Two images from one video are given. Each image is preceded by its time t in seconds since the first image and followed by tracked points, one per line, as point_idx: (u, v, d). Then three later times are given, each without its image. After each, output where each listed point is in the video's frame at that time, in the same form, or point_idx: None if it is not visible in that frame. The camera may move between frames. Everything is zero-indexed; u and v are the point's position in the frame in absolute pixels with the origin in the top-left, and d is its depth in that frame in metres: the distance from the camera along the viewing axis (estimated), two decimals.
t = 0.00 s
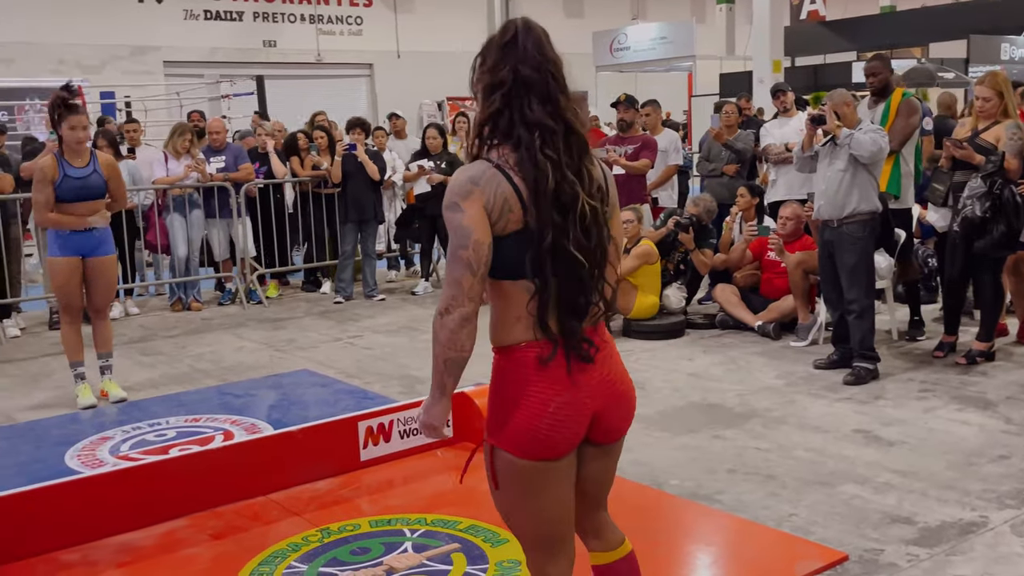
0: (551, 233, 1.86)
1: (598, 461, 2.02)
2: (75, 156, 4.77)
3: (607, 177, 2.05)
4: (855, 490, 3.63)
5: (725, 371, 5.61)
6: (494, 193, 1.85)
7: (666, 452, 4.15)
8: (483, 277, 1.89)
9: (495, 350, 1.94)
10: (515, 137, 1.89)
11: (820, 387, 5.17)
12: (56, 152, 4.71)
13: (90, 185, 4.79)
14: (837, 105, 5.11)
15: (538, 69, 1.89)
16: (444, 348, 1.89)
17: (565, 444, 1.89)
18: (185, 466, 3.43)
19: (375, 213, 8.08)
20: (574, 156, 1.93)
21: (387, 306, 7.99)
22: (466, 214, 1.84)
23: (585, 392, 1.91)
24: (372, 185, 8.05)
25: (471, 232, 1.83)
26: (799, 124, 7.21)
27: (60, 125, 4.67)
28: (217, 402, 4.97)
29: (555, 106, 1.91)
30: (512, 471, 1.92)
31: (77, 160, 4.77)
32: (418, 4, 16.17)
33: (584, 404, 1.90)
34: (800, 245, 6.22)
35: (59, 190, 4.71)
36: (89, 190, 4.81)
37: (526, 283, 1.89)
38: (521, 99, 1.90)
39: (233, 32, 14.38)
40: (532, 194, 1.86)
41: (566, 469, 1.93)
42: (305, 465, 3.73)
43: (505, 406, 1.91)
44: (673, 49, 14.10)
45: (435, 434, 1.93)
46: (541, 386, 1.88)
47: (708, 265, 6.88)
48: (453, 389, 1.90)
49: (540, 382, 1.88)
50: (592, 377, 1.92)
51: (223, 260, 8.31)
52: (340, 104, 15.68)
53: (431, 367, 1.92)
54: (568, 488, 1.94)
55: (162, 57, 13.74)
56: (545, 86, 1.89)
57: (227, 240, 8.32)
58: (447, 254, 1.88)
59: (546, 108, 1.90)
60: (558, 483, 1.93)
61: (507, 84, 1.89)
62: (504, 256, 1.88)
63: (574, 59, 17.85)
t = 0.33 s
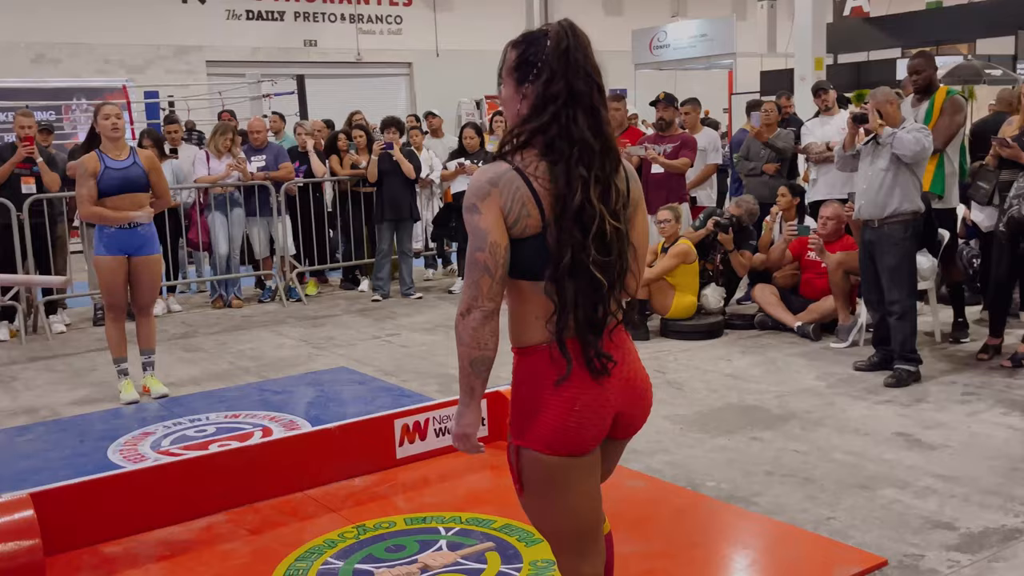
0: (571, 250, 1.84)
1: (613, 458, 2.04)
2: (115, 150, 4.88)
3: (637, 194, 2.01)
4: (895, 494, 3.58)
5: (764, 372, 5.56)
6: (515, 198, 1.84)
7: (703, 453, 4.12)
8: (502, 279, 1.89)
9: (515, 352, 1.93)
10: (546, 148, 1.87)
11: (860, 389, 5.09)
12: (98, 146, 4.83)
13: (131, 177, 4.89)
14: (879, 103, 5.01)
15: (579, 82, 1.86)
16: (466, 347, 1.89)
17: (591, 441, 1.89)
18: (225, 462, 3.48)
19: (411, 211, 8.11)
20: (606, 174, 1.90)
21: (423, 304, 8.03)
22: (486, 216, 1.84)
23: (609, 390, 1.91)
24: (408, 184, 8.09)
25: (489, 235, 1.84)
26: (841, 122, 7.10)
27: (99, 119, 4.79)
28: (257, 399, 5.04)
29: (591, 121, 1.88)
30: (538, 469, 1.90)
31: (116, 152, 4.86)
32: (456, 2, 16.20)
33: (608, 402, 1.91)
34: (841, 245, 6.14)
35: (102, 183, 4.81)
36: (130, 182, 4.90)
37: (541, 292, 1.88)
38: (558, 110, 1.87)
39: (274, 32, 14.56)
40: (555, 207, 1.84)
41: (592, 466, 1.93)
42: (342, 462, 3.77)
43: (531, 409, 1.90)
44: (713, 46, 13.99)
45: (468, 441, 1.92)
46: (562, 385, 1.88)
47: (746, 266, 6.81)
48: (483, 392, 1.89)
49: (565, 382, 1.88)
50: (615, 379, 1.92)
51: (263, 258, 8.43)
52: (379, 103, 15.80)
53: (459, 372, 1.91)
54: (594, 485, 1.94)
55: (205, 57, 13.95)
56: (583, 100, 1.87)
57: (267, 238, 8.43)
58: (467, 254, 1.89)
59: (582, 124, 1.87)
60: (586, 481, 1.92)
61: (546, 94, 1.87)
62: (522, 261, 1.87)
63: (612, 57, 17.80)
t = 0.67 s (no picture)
0: (574, 245, 1.92)
1: (620, 452, 2.11)
2: (149, 150, 4.94)
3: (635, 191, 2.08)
4: (925, 499, 3.52)
5: (793, 373, 5.50)
6: (518, 194, 1.94)
7: (730, 456, 4.09)
8: (509, 272, 1.98)
9: (524, 350, 2.02)
10: (547, 150, 1.96)
11: (891, 391, 5.03)
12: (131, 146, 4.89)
13: (163, 176, 4.96)
14: (913, 102, 4.93)
15: (574, 86, 1.94)
16: (476, 338, 1.99)
17: (599, 435, 1.97)
18: (253, 461, 3.52)
19: (437, 211, 8.14)
20: (600, 172, 1.97)
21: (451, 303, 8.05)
22: (491, 212, 1.94)
23: (617, 388, 1.98)
24: (435, 184, 8.12)
25: (494, 230, 1.94)
26: (873, 121, 7.01)
27: (135, 119, 4.85)
28: (286, 397, 5.08)
29: (588, 123, 1.96)
30: (549, 463, 1.97)
31: (150, 152, 4.93)
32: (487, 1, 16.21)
33: (615, 400, 1.97)
34: (872, 246, 6.06)
35: (134, 182, 4.89)
36: (162, 181, 4.96)
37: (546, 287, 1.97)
38: (556, 113, 1.95)
39: (306, 32, 14.66)
40: (555, 205, 1.93)
41: (600, 461, 2.00)
42: (368, 461, 3.78)
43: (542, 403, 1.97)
44: (745, 44, 13.89)
45: (484, 427, 2.02)
46: (570, 380, 1.94)
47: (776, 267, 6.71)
48: (493, 382, 1.99)
49: (575, 381, 1.95)
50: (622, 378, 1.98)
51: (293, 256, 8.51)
52: (409, 102, 15.87)
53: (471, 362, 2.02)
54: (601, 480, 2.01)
55: (237, 57, 14.10)
56: (580, 104, 1.95)
57: (297, 237, 8.50)
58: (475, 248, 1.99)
59: (579, 125, 1.95)
60: (595, 476, 1.99)
61: (542, 99, 1.96)
62: (527, 256, 1.97)
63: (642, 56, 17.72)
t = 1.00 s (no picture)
0: (552, 231, 2.06)
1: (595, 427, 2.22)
2: (170, 149, 4.99)
3: (619, 192, 2.22)
4: (945, 503, 3.49)
5: (813, 375, 5.47)
6: (510, 181, 2.08)
7: (748, 458, 4.07)
8: (495, 251, 2.13)
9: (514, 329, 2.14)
10: (537, 144, 2.10)
11: (913, 394, 4.98)
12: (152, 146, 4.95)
13: (183, 176, 5.00)
14: (936, 101, 4.87)
15: (565, 89, 2.09)
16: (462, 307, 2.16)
17: (579, 410, 2.07)
18: (272, 459, 3.55)
19: (455, 211, 8.17)
20: (584, 167, 2.10)
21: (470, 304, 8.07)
22: (482, 195, 2.08)
23: (597, 364, 2.09)
24: (454, 184, 8.15)
25: (487, 211, 2.07)
26: (896, 121, 6.95)
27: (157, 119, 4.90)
28: (306, 396, 5.11)
29: (577, 124, 2.10)
30: (533, 433, 2.06)
31: (171, 152, 4.98)
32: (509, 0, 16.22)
33: (594, 376, 2.08)
34: (895, 247, 6.01)
35: (155, 181, 4.94)
36: (183, 181, 5.01)
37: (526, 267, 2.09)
38: (546, 111, 2.10)
39: (329, 32, 14.75)
40: (541, 193, 2.07)
41: (576, 436, 2.10)
42: (386, 461, 3.80)
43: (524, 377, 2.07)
44: (769, 43, 13.82)
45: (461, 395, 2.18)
46: (554, 354, 2.05)
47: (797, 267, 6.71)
48: (475, 353, 2.16)
49: (559, 358, 2.05)
50: (601, 355, 2.09)
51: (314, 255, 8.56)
52: (431, 102, 15.92)
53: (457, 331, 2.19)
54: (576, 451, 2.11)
55: (261, 57, 14.20)
56: (570, 105, 2.09)
57: (318, 236, 8.55)
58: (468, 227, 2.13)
59: (568, 125, 2.09)
60: (572, 448, 2.09)
61: (536, 99, 2.10)
62: (513, 238, 2.11)
63: (665, 55, 17.67)
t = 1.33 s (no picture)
0: (561, 208, 2.29)
1: (565, 401, 2.34)
2: (187, 155, 5.02)
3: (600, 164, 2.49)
4: (960, 506, 3.46)
5: (827, 376, 5.44)
6: (508, 175, 2.26)
7: (760, 459, 4.06)
8: (495, 242, 2.29)
9: (501, 304, 2.35)
10: (529, 133, 2.31)
11: (928, 395, 4.95)
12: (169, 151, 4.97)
13: (202, 181, 5.03)
14: (952, 101, 4.85)
15: (544, 78, 2.31)
16: (460, 298, 2.29)
17: (543, 385, 2.29)
18: (285, 458, 3.57)
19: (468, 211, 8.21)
20: (574, 146, 2.35)
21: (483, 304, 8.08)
22: (484, 192, 2.24)
23: (563, 347, 2.28)
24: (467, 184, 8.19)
25: (492, 206, 2.24)
26: (913, 121, 6.91)
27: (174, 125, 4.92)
28: (319, 396, 5.13)
29: (561, 108, 2.34)
30: (490, 395, 2.33)
31: (190, 158, 5.02)
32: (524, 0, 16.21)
33: (562, 357, 2.28)
34: (910, 248, 5.98)
35: (173, 186, 4.95)
36: (201, 185, 5.03)
37: (533, 250, 2.30)
38: (530, 102, 2.32)
39: (344, 32, 14.79)
40: (545, 175, 2.28)
41: (528, 406, 2.35)
42: (398, 461, 3.81)
43: (500, 350, 2.30)
44: (785, 43, 13.76)
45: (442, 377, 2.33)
46: (526, 334, 2.27)
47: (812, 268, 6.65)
48: (462, 339, 2.30)
49: (528, 335, 2.27)
50: (572, 338, 2.29)
51: (328, 255, 8.59)
52: (445, 102, 15.94)
53: (447, 319, 2.32)
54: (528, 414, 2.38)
55: (277, 58, 14.27)
56: (552, 93, 2.32)
57: (332, 236, 8.58)
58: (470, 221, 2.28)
59: (555, 111, 2.32)
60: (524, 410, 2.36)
61: (518, 91, 2.31)
62: (515, 228, 2.29)
63: (680, 55, 17.63)
